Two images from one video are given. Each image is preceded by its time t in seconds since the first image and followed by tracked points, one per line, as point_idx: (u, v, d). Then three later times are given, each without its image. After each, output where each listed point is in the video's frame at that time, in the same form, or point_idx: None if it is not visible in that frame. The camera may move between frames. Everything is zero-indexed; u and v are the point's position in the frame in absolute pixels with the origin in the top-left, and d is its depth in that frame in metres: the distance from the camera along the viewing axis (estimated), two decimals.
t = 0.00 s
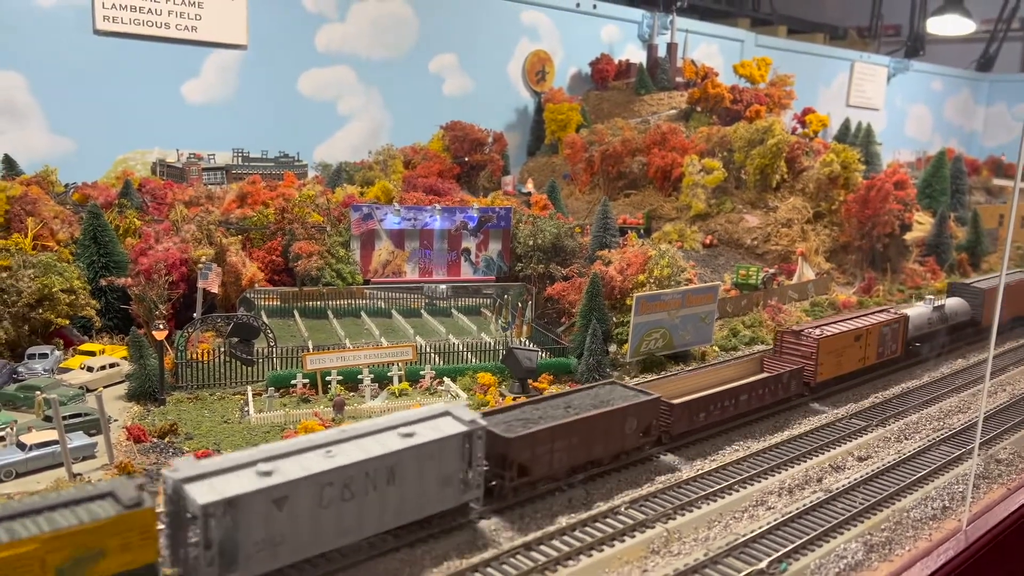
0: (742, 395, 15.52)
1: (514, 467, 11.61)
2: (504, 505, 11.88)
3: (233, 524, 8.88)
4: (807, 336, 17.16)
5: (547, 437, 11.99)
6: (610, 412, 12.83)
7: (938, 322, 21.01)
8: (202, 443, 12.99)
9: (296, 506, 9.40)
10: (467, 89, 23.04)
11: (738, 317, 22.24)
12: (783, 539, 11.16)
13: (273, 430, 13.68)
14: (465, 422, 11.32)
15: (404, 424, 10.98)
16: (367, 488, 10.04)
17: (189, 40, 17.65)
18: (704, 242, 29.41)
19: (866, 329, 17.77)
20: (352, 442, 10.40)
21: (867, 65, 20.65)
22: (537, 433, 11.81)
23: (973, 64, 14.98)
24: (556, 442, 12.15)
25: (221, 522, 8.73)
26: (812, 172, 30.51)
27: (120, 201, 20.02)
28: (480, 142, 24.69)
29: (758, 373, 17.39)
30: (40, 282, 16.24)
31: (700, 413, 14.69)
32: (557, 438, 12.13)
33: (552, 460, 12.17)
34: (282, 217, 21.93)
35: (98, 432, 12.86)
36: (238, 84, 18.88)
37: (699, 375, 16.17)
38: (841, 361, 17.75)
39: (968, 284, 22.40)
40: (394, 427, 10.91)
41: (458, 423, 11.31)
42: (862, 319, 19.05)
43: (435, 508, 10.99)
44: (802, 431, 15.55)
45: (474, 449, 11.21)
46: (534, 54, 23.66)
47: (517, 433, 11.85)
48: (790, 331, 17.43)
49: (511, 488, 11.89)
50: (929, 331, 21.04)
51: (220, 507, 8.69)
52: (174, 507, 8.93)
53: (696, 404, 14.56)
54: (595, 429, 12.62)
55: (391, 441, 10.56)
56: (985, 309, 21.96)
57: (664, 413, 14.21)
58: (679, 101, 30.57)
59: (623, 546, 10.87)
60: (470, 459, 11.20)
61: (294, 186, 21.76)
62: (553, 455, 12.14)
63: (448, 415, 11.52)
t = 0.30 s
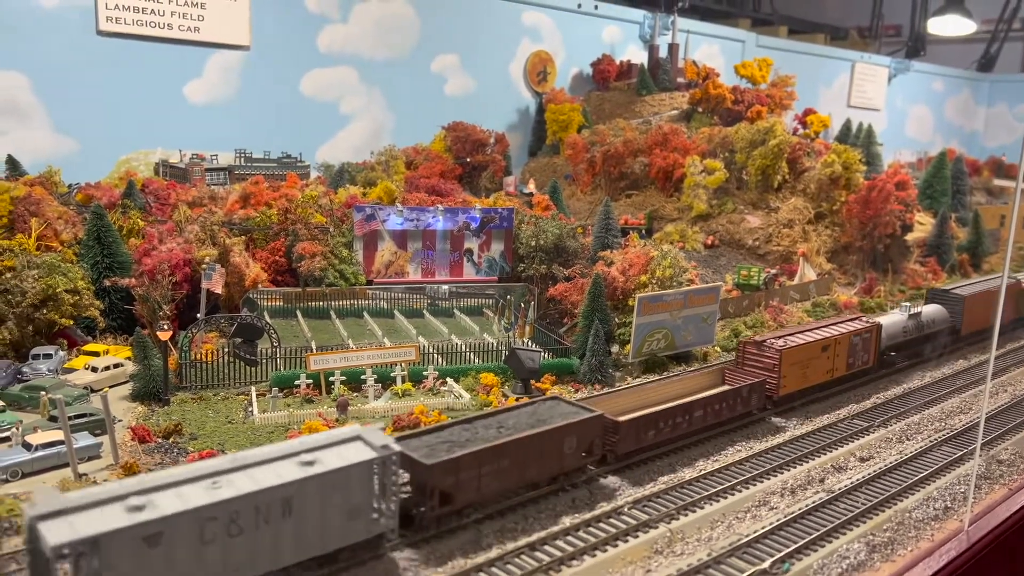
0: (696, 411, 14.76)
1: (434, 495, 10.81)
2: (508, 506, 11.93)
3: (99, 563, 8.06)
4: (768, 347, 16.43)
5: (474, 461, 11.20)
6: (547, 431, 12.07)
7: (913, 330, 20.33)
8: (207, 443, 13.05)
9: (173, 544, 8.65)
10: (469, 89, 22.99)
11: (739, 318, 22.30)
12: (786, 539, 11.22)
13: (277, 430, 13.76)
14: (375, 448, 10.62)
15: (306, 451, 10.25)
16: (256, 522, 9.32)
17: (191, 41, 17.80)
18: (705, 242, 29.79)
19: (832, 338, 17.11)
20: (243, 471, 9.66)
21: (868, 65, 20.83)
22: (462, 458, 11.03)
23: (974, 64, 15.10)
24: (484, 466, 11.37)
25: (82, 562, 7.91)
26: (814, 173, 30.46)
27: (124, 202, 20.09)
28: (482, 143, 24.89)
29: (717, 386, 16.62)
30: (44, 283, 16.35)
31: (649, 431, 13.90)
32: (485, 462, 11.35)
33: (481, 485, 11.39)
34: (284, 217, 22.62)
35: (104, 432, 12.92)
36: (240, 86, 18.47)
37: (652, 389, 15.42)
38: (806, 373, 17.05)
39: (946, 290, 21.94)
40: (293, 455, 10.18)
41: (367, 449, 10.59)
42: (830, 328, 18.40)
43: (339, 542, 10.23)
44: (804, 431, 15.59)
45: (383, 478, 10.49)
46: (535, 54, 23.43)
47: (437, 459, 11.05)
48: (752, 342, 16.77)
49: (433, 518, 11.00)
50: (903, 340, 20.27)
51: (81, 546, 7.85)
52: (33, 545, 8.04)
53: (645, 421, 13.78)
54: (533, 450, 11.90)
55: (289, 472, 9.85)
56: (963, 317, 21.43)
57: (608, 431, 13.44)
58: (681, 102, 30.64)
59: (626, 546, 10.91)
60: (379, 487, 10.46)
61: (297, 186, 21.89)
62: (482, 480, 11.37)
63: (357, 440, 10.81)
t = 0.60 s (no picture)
0: (645, 424, 13.70)
1: (339, 523, 9.68)
2: (513, 501, 11.92)
3: None
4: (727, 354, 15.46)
5: (389, 484, 10.08)
6: (474, 449, 10.99)
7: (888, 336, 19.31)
8: (211, 439, 13.09)
9: None
10: (470, 87, 23.21)
11: (741, 315, 22.30)
12: (790, 534, 11.22)
13: (281, 426, 13.81)
14: (267, 471, 9.38)
15: (186, 475, 8.92)
16: (124, 555, 7.99)
17: (193, 38, 17.91)
18: (708, 240, 29.18)
19: (796, 346, 16.17)
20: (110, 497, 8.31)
21: (869, 63, 20.72)
22: (374, 482, 9.90)
23: (974, 64, 14.76)
24: (399, 489, 10.24)
25: None
26: (815, 171, 30.42)
27: (127, 198, 20.12)
28: (484, 140, 24.82)
29: (675, 396, 15.73)
30: (47, 279, 16.38)
31: (591, 446, 12.82)
32: (402, 485, 10.23)
33: (395, 510, 10.24)
34: (287, 215, 22.05)
35: (107, 427, 12.92)
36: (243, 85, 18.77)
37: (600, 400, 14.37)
38: (769, 382, 16.05)
39: (924, 293, 21.15)
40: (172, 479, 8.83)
41: (258, 472, 9.32)
42: (797, 334, 17.41)
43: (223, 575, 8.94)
44: (807, 427, 15.59)
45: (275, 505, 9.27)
46: (536, 52, 24.00)
47: (345, 482, 9.88)
48: (712, 348, 15.81)
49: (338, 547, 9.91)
50: (876, 346, 19.25)
51: None
52: None
53: (587, 436, 12.69)
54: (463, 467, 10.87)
55: (165, 498, 8.51)
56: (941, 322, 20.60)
57: (545, 445, 12.36)
58: (682, 100, 30.64)
59: (631, 541, 10.92)
60: (269, 515, 9.22)
61: (299, 184, 21.82)
62: (396, 505, 10.23)
63: (249, 462, 9.53)
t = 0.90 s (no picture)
0: (588, 440, 12.75)
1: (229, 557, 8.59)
2: (521, 496, 11.94)
3: None
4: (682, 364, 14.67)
5: (290, 511, 9.05)
6: (389, 471, 9.99)
7: (859, 342, 18.51)
8: (219, 435, 13.18)
9: None
10: (472, 86, 23.12)
11: (744, 313, 22.40)
12: (795, 529, 11.31)
13: (288, 421, 13.90)
14: (143, 499, 8.12)
15: (41, 505, 7.57)
16: None
17: (197, 36, 17.98)
18: (709, 238, 29.30)
19: (756, 354, 15.39)
20: None
21: (870, 62, 20.71)
22: (272, 509, 8.88)
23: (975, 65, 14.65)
24: (301, 517, 9.17)
25: None
26: (816, 169, 30.46)
27: (131, 196, 19.97)
28: (485, 138, 24.76)
29: (628, 408, 15.06)
30: (54, 277, 16.60)
31: (527, 464, 11.86)
32: (306, 511, 9.21)
33: (297, 541, 9.21)
34: (292, 212, 22.22)
35: (116, 423, 13.03)
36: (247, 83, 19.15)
37: (542, 415, 13.48)
38: (728, 393, 15.23)
39: (901, 298, 20.58)
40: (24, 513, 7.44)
41: (131, 501, 7.99)
42: (760, 341, 16.63)
43: None
44: (809, 424, 15.66)
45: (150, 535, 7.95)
46: (538, 51, 23.99)
47: (238, 509, 8.84)
48: (668, 357, 15.02)
49: None
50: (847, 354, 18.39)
51: None
52: None
53: (523, 454, 11.74)
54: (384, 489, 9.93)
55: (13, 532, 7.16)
56: (918, 326, 20.03)
57: (474, 465, 11.38)
58: (684, 99, 30.69)
59: (637, 535, 11.02)
60: (145, 546, 7.93)
61: (303, 181, 21.61)
62: (299, 535, 9.19)
63: (123, 489, 8.31)
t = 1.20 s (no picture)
0: (524, 458, 11.73)
1: None
2: (527, 493, 11.97)
3: None
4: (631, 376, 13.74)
5: (165, 546, 8.18)
6: (286, 500, 9.14)
7: (829, 350, 17.57)
8: (224, 432, 13.21)
9: None
10: (473, 84, 23.19)
11: (746, 311, 22.45)
12: (800, 526, 11.35)
13: (293, 419, 13.92)
14: None
15: None
16: None
17: (199, 33, 17.94)
18: (710, 236, 29.25)
19: (711, 363, 14.47)
20: None
21: (869, 60, 20.73)
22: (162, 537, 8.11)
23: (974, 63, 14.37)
24: (179, 552, 8.31)
25: None
26: (818, 168, 30.41)
27: (135, 193, 19.96)
28: (489, 136, 24.52)
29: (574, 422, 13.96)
30: (58, 273, 16.66)
31: (452, 487, 10.89)
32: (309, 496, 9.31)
33: None
34: (295, 210, 21.90)
35: (122, 420, 13.13)
36: (250, 79, 19.23)
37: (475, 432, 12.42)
38: (682, 406, 14.26)
39: (875, 302, 19.67)
40: None
41: None
42: (721, 351, 15.70)
43: None
44: (813, 422, 15.68)
45: None
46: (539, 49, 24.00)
47: (103, 544, 7.98)
48: (617, 369, 14.06)
49: None
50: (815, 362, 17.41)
51: None
52: None
53: (447, 477, 10.75)
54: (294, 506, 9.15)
55: None
56: (893, 333, 19.08)
57: (392, 491, 10.48)
58: (685, 96, 30.78)
59: (644, 532, 11.05)
60: None
61: (306, 180, 21.68)
62: (176, 571, 8.31)
63: None
